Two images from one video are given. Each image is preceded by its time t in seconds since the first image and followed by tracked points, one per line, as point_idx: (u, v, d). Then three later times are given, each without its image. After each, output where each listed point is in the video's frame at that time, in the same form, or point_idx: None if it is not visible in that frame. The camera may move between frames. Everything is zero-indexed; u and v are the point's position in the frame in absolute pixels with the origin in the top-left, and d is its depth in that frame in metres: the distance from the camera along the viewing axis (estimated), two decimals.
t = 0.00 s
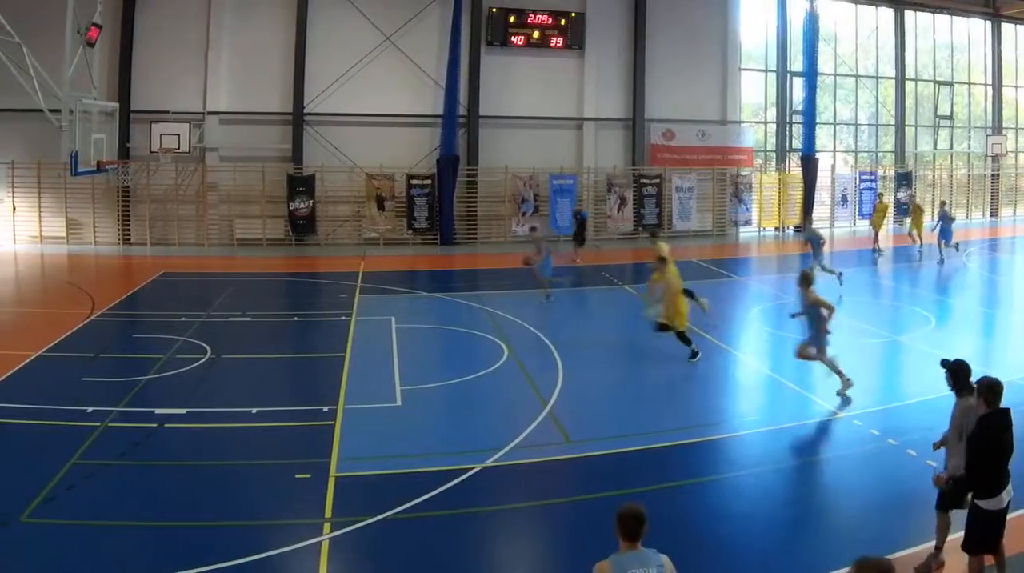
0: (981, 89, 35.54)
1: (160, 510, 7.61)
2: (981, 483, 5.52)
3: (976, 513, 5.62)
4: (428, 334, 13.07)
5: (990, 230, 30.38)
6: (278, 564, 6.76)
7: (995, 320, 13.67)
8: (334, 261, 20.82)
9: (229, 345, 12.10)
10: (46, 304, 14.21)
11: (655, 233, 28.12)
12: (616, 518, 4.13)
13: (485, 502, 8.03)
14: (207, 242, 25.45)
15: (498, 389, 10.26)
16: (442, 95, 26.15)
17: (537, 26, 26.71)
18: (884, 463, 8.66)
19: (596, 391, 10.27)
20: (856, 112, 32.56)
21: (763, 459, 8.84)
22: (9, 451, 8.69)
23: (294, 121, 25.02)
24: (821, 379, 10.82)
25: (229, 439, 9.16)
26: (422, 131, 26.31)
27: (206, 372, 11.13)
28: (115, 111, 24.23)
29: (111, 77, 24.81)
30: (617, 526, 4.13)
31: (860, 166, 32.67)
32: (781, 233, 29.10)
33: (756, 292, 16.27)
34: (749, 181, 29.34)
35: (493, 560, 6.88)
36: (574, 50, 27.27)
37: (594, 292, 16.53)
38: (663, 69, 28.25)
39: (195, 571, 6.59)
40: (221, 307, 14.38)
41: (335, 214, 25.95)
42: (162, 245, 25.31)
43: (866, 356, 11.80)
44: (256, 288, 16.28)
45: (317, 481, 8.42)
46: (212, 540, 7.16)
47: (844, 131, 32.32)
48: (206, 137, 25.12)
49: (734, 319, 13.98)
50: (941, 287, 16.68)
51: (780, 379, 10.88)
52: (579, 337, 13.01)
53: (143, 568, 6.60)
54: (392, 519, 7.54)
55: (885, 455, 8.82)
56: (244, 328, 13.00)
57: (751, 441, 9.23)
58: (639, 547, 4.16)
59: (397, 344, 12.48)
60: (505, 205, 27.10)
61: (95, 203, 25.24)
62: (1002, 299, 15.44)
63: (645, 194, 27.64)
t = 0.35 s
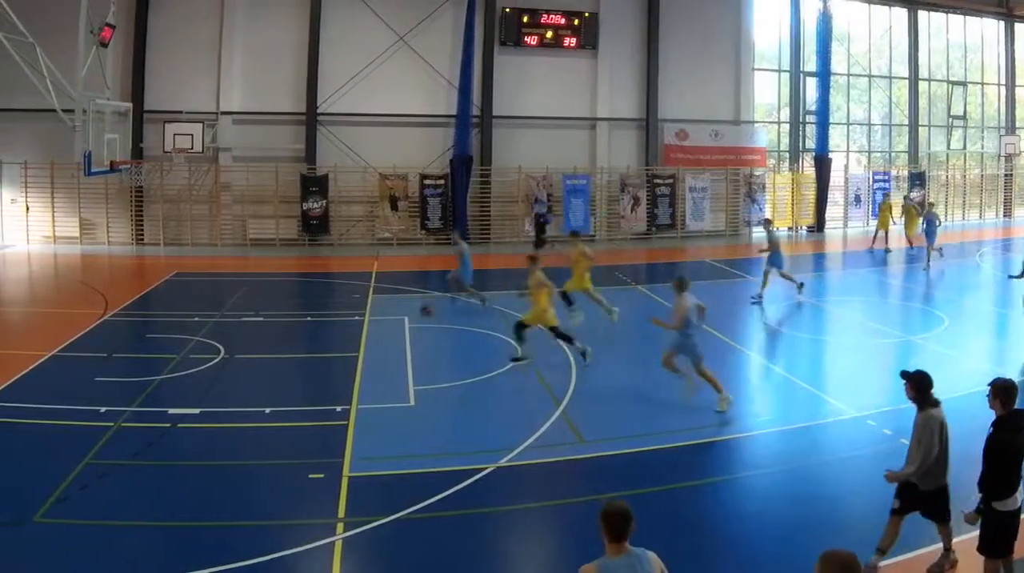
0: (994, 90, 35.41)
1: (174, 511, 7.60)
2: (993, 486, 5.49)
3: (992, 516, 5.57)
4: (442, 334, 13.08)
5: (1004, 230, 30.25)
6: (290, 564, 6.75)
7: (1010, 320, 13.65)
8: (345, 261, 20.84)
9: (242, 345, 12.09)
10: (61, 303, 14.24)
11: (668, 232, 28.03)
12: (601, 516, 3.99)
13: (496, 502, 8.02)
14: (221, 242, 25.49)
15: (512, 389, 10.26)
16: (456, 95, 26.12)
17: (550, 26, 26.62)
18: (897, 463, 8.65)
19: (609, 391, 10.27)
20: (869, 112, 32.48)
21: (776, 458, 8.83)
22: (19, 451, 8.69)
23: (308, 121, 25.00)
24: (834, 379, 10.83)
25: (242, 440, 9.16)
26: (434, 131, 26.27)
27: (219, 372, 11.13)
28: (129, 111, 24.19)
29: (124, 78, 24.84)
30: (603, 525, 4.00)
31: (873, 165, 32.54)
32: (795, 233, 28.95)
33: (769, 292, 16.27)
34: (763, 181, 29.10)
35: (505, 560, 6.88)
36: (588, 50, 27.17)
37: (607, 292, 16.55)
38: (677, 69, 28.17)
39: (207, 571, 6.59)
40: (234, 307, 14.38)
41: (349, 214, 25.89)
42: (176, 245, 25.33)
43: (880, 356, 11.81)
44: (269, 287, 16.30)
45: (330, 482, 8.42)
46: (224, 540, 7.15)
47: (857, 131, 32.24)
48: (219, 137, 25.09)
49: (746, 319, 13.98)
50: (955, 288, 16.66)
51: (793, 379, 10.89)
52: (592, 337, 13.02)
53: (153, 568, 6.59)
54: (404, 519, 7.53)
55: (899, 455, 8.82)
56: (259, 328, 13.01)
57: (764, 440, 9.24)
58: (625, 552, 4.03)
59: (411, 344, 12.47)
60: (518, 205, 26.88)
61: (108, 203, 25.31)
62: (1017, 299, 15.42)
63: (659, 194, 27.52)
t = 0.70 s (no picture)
0: (1009, 90, 35.27)
1: (189, 511, 7.60)
2: (1013, 484, 5.48)
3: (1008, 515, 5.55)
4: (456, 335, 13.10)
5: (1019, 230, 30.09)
6: (305, 564, 6.75)
7: None
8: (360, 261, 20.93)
9: (257, 345, 12.12)
10: (77, 303, 14.27)
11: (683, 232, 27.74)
12: (634, 512, 4.03)
13: (510, 501, 8.03)
14: (235, 242, 25.45)
15: (527, 389, 10.26)
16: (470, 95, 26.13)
17: (565, 26, 26.58)
18: (910, 463, 8.64)
19: (625, 390, 10.27)
20: (884, 112, 32.26)
21: (790, 459, 8.83)
22: (34, 450, 8.71)
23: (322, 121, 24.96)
24: (848, 379, 10.83)
25: (257, 440, 9.16)
26: (448, 130, 26.24)
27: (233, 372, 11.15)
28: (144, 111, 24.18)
29: (138, 78, 24.89)
30: (637, 522, 4.02)
31: (888, 166, 32.38)
32: (809, 233, 28.85)
33: (784, 292, 16.27)
34: (776, 181, 28.59)
35: (518, 560, 6.87)
36: (603, 50, 27.12)
37: (621, 292, 16.55)
38: (691, 69, 28.08)
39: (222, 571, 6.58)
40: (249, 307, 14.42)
41: (363, 214, 25.85)
42: (190, 245, 25.34)
43: (892, 356, 11.82)
44: (283, 287, 16.33)
45: (344, 482, 8.42)
46: (238, 541, 7.15)
47: (871, 131, 32.05)
48: (234, 137, 25.09)
49: (761, 320, 13.97)
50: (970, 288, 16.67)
51: (808, 379, 10.89)
52: (607, 337, 13.03)
53: (168, 568, 6.59)
54: (419, 519, 7.53)
55: (912, 455, 8.82)
56: (273, 329, 13.02)
57: (778, 441, 9.23)
58: (659, 551, 4.02)
59: (427, 345, 12.49)
60: (534, 205, 26.75)
61: (123, 203, 25.26)
62: None
63: (673, 194, 27.31)
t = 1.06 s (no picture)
0: (1022, 90, 35.08)
1: (202, 511, 7.60)
2: None
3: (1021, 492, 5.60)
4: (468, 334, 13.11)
5: None
6: (318, 564, 6.75)
7: None
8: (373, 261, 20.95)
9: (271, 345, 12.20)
10: (90, 304, 14.27)
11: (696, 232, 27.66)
12: (668, 511, 4.03)
13: (524, 501, 8.03)
14: (248, 242, 25.35)
15: (542, 389, 10.26)
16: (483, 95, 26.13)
17: (578, 26, 26.56)
18: (923, 463, 8.63)
19: (639, 390, 10.28)
20: (898, 112, 31.99)
21: (803, 458, 8.82)
22: (47, 449, 8.72)
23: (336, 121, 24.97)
24: (861, 379, 10.82)
25: (272, 440, 9.17)
26: (461, 130, 26.26)
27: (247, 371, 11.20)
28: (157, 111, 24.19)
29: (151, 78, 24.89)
30: (669, 522, 4.01)
31: (901, 166, 32.16)
32: (822, 233, 28.75)
33: (797, 292, 16.28)
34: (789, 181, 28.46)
35: (532, 559, 6.86)
36: (616, 50, 27.10)
37: (633, 292, 16.55)
38: (704, 69, 28.00)
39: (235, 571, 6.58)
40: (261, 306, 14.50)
41: (377, 214, 25.87)
42: (205, 245, 25.32)
43: (906, 357, 11.82)
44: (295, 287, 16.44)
45: (358, 482, 8.41)
46: (252, 540, 7.15)
47: (885, 131, 31.76)
48: (248, 137, 25.10)
49: (774, 319, 13.99)
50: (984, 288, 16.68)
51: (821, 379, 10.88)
52: (619, 337, 13.02)
53: (183, 568, 6.58)
54: (432, 519, 7.52)
55: (925, 455, 8.80)
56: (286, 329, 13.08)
57: (792, 441, 9.21)
58: (687, 555, 4.03)
59: (440, 345, 12.50)
60: (547, 205, 26.79)
61: (136, 203, 25.24)
62: None
63: (687, 194, 27.12)
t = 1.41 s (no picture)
0: None
1: (217, 511, 7.59)
2: None
3: None
4: (482, 334, 13.12)
5: None
6: (334, 564, 6.74)
7: None
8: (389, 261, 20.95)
9: (285, 345, 12.31)
10: (104, 304, 14.30)
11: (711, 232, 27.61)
12: (671, 523, 4.15)
13: (538, 501, 8.02)
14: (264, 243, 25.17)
15: (556, 389, 10.25)
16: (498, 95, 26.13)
17: (592, 26, 26.57)
18: (939, 463, 8.63)
19: (655, 390, 10.28)
20: (912, 111, 31.93)
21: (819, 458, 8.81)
22: (62, 449, 8.73)
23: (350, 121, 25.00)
24: (875, 379, 10.82)
25: (288, 440, 9.18)
26: (476, 130, 26.29)
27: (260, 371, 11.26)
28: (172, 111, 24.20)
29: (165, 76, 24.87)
30: (674, 536, 4.14)
31: (915, 166, 32.05)
32: (837, 233, 28.67)
33: (811, 292, 16.30)
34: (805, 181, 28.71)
35: (547, 559, 6.86)
36: (630, 50, 27.09)
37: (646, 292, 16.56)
38: (718, 68, 27.95)
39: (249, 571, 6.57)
40: (274, 307, 14.63)
41: (391, 214, 25.78)
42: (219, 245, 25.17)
43: (919, 357, 11.85)
44: (309, 287, 16.57)
45: (374, 482, 8.40)
46: (267, 540, 7.14)
47: (899, 131, 31.73)
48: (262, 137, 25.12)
49: (788, 319, 14.00)
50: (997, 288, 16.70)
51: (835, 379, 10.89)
52: (631, 337, 13.03)
53: (200, 568, 6.58)
54: (446, 520, 7.50)
55: (940, 455, 8.80)
56: (301, 329, 13.16)
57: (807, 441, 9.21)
58: (692, 566, 4.17)
59: (454, 345, 12.50)
60: (561, 206, 26.80)
61: (150, 203, 25.10)
62: None
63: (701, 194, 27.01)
